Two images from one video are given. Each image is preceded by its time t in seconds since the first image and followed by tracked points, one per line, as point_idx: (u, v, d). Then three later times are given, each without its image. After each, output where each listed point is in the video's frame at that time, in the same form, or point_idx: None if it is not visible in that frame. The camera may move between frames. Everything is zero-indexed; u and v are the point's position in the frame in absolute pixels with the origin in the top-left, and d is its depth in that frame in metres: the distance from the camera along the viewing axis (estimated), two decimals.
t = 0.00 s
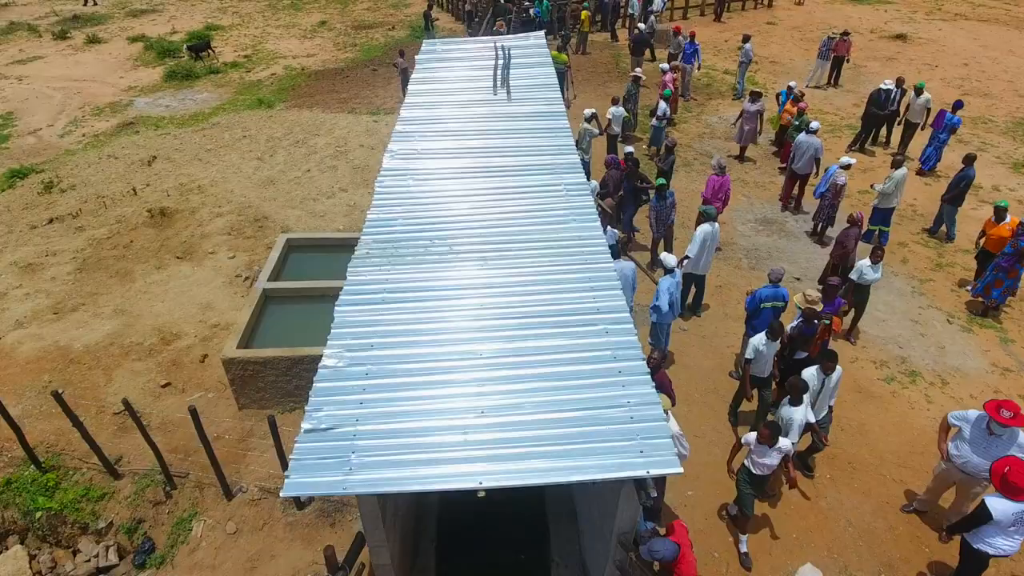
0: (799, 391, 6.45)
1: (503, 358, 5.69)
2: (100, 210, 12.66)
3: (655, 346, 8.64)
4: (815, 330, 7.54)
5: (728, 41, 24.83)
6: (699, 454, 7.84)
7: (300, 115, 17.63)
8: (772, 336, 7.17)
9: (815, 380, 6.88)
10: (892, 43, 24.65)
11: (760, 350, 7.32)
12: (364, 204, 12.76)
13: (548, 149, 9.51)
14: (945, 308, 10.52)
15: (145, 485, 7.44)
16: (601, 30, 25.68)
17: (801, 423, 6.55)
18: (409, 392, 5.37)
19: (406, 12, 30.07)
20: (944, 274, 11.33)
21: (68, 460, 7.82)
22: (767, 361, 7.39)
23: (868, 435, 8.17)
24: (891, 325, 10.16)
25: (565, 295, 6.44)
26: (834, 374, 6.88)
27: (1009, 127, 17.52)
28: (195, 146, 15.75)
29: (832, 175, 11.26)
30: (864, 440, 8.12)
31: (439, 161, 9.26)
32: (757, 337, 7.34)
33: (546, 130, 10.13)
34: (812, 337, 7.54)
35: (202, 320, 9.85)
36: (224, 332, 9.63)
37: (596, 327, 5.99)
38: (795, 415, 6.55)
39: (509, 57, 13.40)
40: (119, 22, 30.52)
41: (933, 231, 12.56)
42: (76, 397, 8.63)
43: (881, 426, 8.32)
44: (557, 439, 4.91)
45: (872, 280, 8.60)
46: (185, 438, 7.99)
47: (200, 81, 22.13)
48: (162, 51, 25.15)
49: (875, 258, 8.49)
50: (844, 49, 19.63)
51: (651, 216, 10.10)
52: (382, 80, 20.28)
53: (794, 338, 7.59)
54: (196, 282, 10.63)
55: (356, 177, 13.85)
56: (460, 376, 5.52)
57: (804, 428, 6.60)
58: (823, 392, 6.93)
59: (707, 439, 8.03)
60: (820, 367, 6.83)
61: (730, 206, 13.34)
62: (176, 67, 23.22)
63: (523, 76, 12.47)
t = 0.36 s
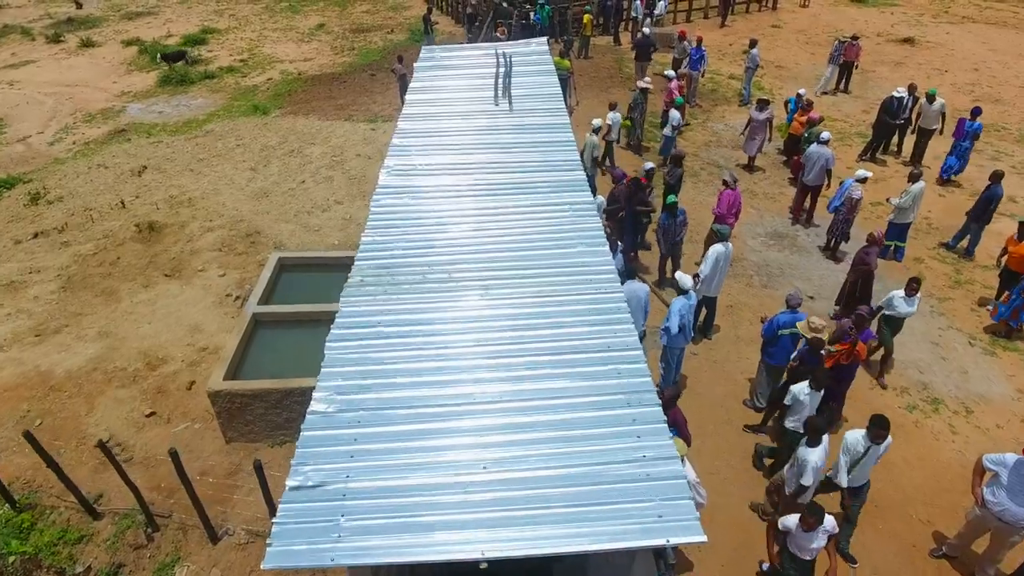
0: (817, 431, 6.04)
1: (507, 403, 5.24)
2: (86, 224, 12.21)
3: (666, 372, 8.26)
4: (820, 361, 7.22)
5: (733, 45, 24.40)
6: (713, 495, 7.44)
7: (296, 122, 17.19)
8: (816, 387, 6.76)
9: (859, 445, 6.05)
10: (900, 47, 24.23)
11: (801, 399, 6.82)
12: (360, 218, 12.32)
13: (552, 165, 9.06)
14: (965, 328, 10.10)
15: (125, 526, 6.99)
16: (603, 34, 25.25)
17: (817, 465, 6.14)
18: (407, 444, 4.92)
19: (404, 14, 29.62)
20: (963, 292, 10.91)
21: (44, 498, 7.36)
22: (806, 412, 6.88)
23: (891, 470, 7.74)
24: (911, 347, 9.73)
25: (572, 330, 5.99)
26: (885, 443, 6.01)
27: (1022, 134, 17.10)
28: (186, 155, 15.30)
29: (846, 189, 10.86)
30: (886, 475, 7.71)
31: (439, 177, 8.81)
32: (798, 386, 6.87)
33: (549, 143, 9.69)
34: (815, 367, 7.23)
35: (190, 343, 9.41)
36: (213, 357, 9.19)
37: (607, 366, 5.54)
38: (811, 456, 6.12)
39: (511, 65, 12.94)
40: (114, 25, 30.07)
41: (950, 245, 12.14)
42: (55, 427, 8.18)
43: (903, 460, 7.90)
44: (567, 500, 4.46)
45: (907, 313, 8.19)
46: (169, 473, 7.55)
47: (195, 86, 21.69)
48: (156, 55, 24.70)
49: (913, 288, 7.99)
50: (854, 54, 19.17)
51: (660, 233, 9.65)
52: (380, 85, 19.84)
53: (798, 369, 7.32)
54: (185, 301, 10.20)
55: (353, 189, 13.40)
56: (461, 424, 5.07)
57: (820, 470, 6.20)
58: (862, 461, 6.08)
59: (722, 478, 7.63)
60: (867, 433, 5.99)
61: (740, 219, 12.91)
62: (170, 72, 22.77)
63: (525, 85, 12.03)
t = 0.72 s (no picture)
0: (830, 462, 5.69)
1: (513, 455, 4.82)
2: (74, 238, 11.80)
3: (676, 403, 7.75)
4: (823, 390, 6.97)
5: (738, 49, 23.97)
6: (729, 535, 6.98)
7: (293, 130, 16.76)
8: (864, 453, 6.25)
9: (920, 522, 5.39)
10: (909, 51, 23.81)
11: (848, 467, 6.28)
12: (358, 232, 11.89)
13: (558, 182, 8.63)
14: (988, 351, 9.67)
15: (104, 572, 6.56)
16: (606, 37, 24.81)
17: (829, 497, 5.80)
18: (402, 503, 4.49)
19: (404, 17, 29.18)
20: (983, 311, 10.49)
21: (18, 541, 6.93)
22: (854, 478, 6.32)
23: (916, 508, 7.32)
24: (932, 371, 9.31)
25: (581, 369, 5.57)
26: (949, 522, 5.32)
27: None
28: (179, 164, 14.86)
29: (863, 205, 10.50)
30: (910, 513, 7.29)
31: (439, 196, 8.39)
32: (845, 452, 6.32)
33: (555, 158, 9.27)
34: (818, 396, 6.98)
35: (178, 367, 8.98)
36: (201, 383, 8.76)
37: (620, 412, 5.12)
38: (823, 488, 5.79)
39: (513, 73, 12.52)
40: (109, 28, 29.65)
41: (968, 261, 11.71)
42: (33, 461, 7.75)
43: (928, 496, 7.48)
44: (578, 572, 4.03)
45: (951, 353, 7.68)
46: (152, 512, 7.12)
47: (190, 91, 21.27)
48: (151, 59, 24.28)
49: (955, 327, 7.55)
50: (866, 59, 18.69)
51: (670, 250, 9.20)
52: (379, 91, 19.40)
53: (801, 401, 7.03)
54: (174, 322, 9.77)
55: (349, 201, 12.97)
56: (462, 480, 4.65)
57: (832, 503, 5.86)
58: (925, 538, 5.41)
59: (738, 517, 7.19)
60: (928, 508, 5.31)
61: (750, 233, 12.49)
62: (165, 76, 22.33)
63: (528, 95, 11.59)
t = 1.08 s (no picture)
0: (842, 493, 5.52)
1: (520, 517, 4.39)
2: (59, 254, 11.37)
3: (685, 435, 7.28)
4: (830, 424, 6.64)
5: (743, 53, 23.57)
6: None
7: (288, 138, 16.32)
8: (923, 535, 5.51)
9: None
10: (917, 55, 23.42)
11: (906, 548, 5.59)
12: (355, 248, 11.47)
13: (563, 200, 8.20)
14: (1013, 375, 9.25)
15: None
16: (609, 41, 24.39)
17: (836, 530, 5.63)
18: None
19: (403, 20, 28.76)
20: (1007, 331, 10.06)
21: None
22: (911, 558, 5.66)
23: (945, 552, 6.89)
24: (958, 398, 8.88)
25: (593, 414, 5.14)
26: None
27: None
28: (171, 174, 14.42)
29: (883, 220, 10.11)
30: (938, 554, 6.88)
31: (437, 215, 7.94)
32: (901, 532, 5.61)
33: (560, 173, 8.83)
34: (826, 431, 6.62)
35: (164, 395, 8.55)
36: (189, 412, 8.32)
37: (636, 467, 4.70)
38: (830, 520, 5.62)
39: (515, 81, 12.08)
40: (104, 31, 29.23)
41: (989, 278, 11.29)
42: (8, 499, 7.32)
43: (956, 537, 7.07)
44: None
45: (996, 404, 7.17)
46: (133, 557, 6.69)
47: (184, 97, 20.83)
48: (145, 63, 23.85)
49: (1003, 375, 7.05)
50: (878, 64, 18.22)
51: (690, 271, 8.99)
52: (377, 98, 18.97)
53: (810, 437, 6.63)
54: (162, 345, 9.33)
55: (346, 214, 12.54)
56: (464, 548, 4.20)
57: (838, 538, 5.69)
58: None
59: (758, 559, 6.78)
60: None
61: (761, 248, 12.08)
62: (159, 81, 21.91)
63: (532, 105, 11.15)
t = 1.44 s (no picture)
0: (842, 535, 5.06)
1: None
2: (45, 271, 10.93)
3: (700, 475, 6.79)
4: (830, 463, 6.22)
5: (749, 58, 23.15)
6: None
7: (284, 146, 15.89)
8: None
9: None
10: (926, 60, 22.99)
11: None
12: (352, 264, 11.03)
13: (569, 220, 7.76)
14: None
15: None
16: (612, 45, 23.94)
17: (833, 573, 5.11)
18: None
19: (402, 23, 28.35)
20: None
21: None
22: None
23: None
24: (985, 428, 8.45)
25: (608, 470, 4.71)
26: None
27: None
28: (162, 184, 13.98)
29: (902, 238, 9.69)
30: None
31: (437, 238, 7.52)
32: None
33: (566, 190, 8.39)
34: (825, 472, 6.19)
35: (150, 426, 8.12)
36: (175, 444, 7.89)
37: (658, 534, 4.27)
38: (827, 560, 5.13)
39: (518, 89, 11.64)
40: (99, 34, 28.81)
41: (1011, 296, 10.86)
42: None
43: None
44: None
45: None
46: None
47: (179, 103, 20.40)
48: (140, 67, 23.43)
49: None
50: (889, 70, 17.77)
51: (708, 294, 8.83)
52: (375, 104, 18.54)
53: (808, 477, 6.15)
54: (148, 371, 8.90)
55: (342, 228, 12.10)
56: None
57: None
58: None
59: None
60: None
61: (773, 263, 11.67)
62: (153, 86, 21.48)
63: (535, 116, 10.70)
